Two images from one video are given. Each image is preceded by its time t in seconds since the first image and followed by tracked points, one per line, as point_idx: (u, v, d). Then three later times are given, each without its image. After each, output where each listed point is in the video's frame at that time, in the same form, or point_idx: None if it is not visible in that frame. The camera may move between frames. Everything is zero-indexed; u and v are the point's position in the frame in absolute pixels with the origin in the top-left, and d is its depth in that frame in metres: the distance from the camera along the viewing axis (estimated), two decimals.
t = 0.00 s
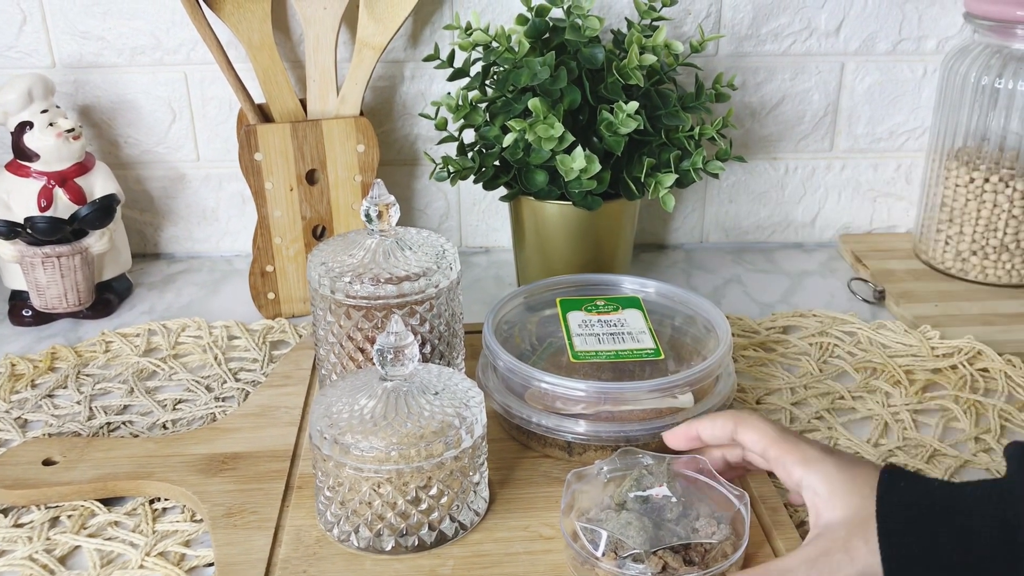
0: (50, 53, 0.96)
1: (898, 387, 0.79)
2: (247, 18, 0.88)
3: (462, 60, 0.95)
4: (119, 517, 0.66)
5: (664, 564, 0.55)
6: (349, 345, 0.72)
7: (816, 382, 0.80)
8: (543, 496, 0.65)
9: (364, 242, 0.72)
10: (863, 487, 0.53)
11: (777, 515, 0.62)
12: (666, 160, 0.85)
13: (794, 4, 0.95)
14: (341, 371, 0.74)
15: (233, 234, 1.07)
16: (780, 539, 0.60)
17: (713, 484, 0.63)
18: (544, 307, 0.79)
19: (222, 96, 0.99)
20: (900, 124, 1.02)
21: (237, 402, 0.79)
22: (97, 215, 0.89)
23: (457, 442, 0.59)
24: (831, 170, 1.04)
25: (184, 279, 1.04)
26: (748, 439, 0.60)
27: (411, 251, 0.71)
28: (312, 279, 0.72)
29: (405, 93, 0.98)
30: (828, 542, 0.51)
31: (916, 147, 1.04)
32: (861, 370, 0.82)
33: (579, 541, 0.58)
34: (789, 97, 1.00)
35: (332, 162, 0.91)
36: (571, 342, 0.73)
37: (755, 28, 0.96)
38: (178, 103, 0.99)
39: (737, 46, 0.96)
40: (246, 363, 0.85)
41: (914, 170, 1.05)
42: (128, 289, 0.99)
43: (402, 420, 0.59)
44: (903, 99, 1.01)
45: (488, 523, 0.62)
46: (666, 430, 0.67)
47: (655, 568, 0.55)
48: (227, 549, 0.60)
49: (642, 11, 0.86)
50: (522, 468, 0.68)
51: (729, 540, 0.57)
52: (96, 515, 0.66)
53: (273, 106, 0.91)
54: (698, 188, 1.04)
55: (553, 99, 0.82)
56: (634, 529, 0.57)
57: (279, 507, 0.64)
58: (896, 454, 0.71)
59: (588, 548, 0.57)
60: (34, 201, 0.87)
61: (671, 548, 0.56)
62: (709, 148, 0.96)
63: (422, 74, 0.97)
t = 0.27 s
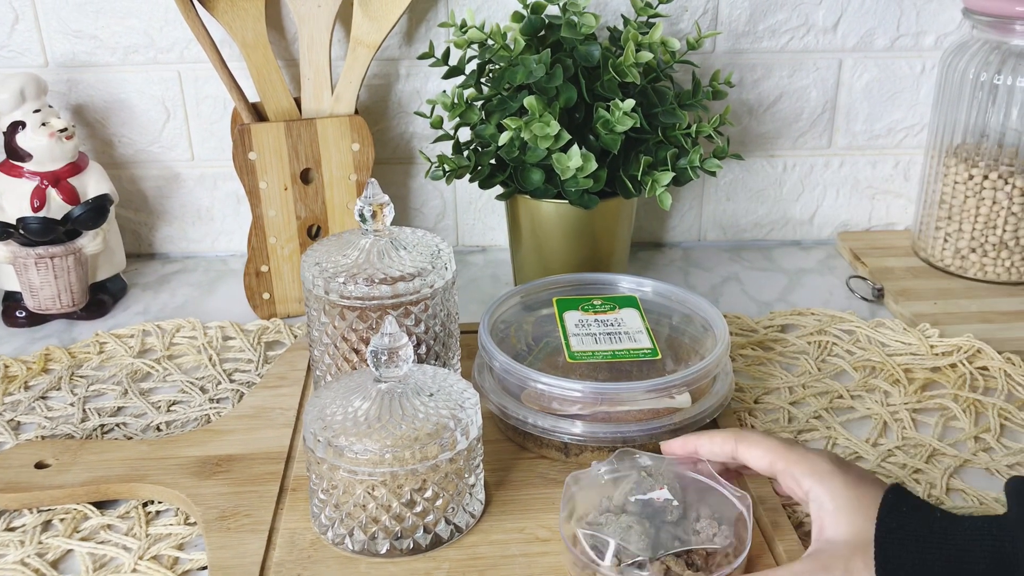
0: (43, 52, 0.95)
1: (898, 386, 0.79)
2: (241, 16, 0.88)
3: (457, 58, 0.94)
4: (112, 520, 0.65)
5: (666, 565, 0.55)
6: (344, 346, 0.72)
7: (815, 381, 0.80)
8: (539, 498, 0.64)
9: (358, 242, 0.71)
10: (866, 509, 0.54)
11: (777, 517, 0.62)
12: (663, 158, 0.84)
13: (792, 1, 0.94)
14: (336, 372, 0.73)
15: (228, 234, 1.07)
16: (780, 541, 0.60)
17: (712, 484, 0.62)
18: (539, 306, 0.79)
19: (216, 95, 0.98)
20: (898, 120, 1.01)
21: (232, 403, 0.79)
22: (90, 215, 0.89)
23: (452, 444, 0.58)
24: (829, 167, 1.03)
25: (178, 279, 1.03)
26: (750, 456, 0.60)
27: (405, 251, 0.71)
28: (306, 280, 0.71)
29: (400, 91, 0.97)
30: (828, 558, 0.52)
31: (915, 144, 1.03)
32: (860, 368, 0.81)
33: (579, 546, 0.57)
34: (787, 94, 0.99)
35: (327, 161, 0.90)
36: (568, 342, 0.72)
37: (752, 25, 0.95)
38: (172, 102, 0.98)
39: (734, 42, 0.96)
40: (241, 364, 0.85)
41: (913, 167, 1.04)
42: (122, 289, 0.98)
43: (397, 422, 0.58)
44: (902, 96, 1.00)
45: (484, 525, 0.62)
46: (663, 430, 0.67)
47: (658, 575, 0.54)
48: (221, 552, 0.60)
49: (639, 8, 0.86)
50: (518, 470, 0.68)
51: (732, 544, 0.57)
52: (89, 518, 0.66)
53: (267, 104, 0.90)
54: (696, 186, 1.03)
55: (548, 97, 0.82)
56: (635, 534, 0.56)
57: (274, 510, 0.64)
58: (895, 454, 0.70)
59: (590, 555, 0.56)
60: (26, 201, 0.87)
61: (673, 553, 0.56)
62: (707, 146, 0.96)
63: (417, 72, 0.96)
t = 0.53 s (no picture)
0: (39, 48, 0.95)
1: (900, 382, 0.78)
2: (238, 12, 0.87)
3: (456, 53, 0.94)
4: (110, 519, 0.65)
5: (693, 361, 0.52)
6: (343, 343, 0.71)
7: (816, 378, 0.79)
8: (539, 496, 0.64)
9: (356, 238, 0.71)
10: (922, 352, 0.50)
11: (780, 514, 0.62)
12: (663, 153, 0.84)
13: None
14: (335, 370, 0.73)
15: (227, 230, 1.06)
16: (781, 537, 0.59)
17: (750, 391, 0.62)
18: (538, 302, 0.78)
19: (214, 91, 0.98)
20: (900, 115, 1.01)
21: (230, 401, 0.78)
22: (88, 211, 0.88)
23: (452, 442, 0.58)
24: (830, 162, 1.03)
25: (177, 276, 1.02)
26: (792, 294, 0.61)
27: (404, 248, 0.70)
28: (304, 277, 0.71)
29: (399, 86, 0.96)
30: (875, 387, 0.47)
31: (917, 139, 1.03)
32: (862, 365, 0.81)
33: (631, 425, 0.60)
34: (788, 89, 0.98)
35: (325, 157, 0.89)
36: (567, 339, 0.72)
37: (753, 19, 0.94)
38: (170, 98, 0.98)
39: (734, 37, 0.95)
40: (239, 361, 0.84)
41: (914, 162, 1.04)
42: (120, 286, 0.98)
43: (396, 420, 0.58)
44: (903, 91, 1.00)
45: (484, 523, 0.61)
46: (664, 429, 0.66)
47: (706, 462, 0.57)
48: (219, 551, 0.59)
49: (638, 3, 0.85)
50: (519, 467, 0.67)
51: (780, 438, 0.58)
52: (86, 517, 0.65)
53: (265, 100, 0.89)
54: (696, 182, 1.03)
55: (548, 92, 0.81)
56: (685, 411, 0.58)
57: (272, 508, 0.64)
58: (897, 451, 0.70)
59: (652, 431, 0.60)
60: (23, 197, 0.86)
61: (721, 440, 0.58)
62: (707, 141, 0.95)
63: (416, 68, 0.96)
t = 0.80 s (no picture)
0: (42, 44, 0.94)
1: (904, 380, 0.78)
2: (241, 9, 0.87)
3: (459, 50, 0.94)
4: (113, 516, 0.65)
5: (629, 267, 0.64)
6: (346, 340, 0.71)
7: (820, 376, 0.79)
8: (543, 493, 0.64)
9: (360, 236, 0.71)
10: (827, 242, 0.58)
11: (783, 511, 0.61)
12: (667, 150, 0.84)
13: None
14: (339, 367, 0.73)
15: (230, 227, 1.06)
16: (786, 536, 0.59)
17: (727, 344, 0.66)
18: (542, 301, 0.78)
19: (217, 87, 0.98)
20: (904, 113, 1.01)
21: (234, 398, 0.78)
22: (90, 208, 0.88)
23: (455, 440, 0.58)
24: (834, 159, 1.03)
25: (179, 273, 1.02)
26: (722, 197, 0.69)
27: (408, 245, 0.70)
28: (307, 274, 0.71)
29: (402, 83, 0.96)
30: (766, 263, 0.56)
31: (921, 136, 1.02)
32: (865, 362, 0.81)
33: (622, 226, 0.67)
34: (792, 85, 0.98)
35: (328, 154, 0.89)
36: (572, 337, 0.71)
37: (757, 16, 0.94)
38: (173, 95, 0.98)
39: (739, 34, 0.95)
40: (242, 358, 0.84)
41: (919, 159, 1.04)
42: (123, 283, 0.98)
43: (400, 418, 0.58)
44: (907, 88, 0.99)
45: (487, 521, 0.61)
46: (669, 427, 0.66)
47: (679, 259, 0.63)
48: (222, 549, 0.59)
49: None
50: (522, 465, 0.67)
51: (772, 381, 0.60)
52: (90, 514, 0.65)
53: (269, 97, 0.89)
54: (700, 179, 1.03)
55: (552, 89, 0.81)
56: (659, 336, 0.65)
57: (276, 505, 0.63)
58: (900, 449, 0.70)
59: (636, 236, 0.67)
60: (26, 194, 0.86)
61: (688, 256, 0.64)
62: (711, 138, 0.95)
63: (419, 64, 0.96)
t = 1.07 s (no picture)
0: (42, 40, 0.94)
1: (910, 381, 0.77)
2: (242, 5, 0.86)
3: (462, 46, 0.93)
4: (111, 516, 0.64)
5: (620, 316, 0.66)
6: (347, 340, 0.71)
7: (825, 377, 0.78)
8: (545, 495, 0.63)
9: (360, 233, 0.70)
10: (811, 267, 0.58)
11: (788, 514, 0.61)
12: (672, 148, 0.83)
13: None
14: (339, 366, 0.72)
15: (231, 225, 1.05)
16: (791, 539, 0.58)
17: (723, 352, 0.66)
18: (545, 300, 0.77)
19: (219, 84, 0.97)
20: (911, 111, 1.00)
21: (233, 397, 0.78)
22: (90, 205, 0.87)
23: (456, 440, 0.57)
24: (840, 158, 1.02)
25: (180, 271, 1.02)
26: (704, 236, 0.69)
27: (409, 243, 0.69)
28: (308, 272, 0.70)
29: (404, 80, 0.96)
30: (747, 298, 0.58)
31: (928, 135, 1.01)
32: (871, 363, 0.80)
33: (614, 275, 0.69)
34: (798, 83, 0.97)
35: (330, 151, 0.89)
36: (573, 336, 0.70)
37: (763, 13, 0.93)
38: (173, 91, 0.97)
39: (744, 31, 0.94)
40: (242, 357, 0.84)
41: (925, 158, 1.03)
42: (123, 281, 0.97)
43: (400, 418, 0.57)
44: (914, 86, 0.98)
45: (488, 523, 0.61)
46: (673, 428, 0.65)
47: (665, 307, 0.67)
48: (220, 550, 0.59)
49: None
50: (524, 466, 0.66)
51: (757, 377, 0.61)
52: (87, 514, 0.65)
53: (270, 94, 0.89)
54: (704, 178, 1.02)
55: (555, 86, 0.80)
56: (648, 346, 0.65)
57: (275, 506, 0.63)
58: (907, 451, 0.69)
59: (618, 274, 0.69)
60: (25, 190, 0.85)
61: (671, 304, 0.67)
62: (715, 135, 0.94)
63: (421, 61, 0.95)
